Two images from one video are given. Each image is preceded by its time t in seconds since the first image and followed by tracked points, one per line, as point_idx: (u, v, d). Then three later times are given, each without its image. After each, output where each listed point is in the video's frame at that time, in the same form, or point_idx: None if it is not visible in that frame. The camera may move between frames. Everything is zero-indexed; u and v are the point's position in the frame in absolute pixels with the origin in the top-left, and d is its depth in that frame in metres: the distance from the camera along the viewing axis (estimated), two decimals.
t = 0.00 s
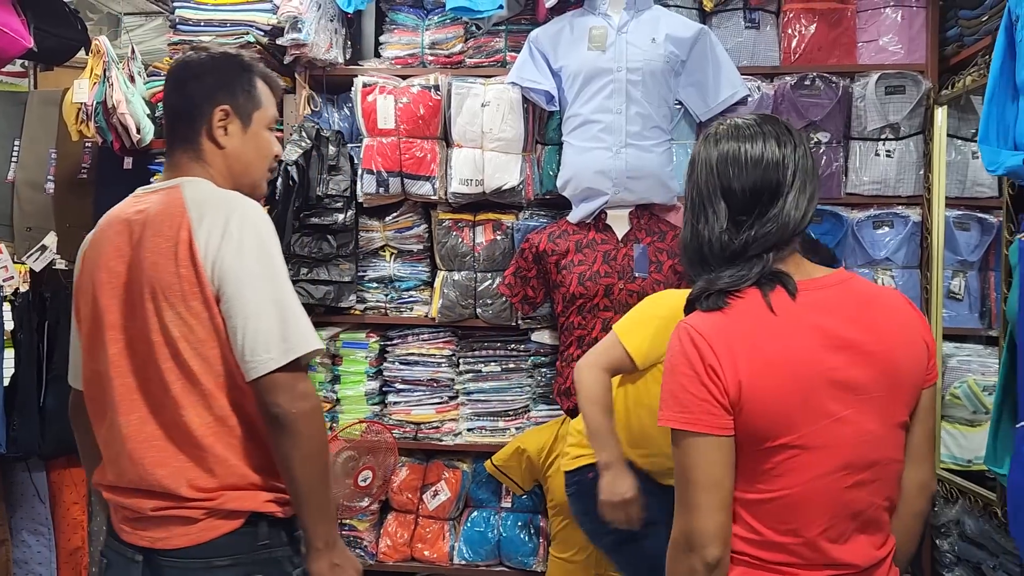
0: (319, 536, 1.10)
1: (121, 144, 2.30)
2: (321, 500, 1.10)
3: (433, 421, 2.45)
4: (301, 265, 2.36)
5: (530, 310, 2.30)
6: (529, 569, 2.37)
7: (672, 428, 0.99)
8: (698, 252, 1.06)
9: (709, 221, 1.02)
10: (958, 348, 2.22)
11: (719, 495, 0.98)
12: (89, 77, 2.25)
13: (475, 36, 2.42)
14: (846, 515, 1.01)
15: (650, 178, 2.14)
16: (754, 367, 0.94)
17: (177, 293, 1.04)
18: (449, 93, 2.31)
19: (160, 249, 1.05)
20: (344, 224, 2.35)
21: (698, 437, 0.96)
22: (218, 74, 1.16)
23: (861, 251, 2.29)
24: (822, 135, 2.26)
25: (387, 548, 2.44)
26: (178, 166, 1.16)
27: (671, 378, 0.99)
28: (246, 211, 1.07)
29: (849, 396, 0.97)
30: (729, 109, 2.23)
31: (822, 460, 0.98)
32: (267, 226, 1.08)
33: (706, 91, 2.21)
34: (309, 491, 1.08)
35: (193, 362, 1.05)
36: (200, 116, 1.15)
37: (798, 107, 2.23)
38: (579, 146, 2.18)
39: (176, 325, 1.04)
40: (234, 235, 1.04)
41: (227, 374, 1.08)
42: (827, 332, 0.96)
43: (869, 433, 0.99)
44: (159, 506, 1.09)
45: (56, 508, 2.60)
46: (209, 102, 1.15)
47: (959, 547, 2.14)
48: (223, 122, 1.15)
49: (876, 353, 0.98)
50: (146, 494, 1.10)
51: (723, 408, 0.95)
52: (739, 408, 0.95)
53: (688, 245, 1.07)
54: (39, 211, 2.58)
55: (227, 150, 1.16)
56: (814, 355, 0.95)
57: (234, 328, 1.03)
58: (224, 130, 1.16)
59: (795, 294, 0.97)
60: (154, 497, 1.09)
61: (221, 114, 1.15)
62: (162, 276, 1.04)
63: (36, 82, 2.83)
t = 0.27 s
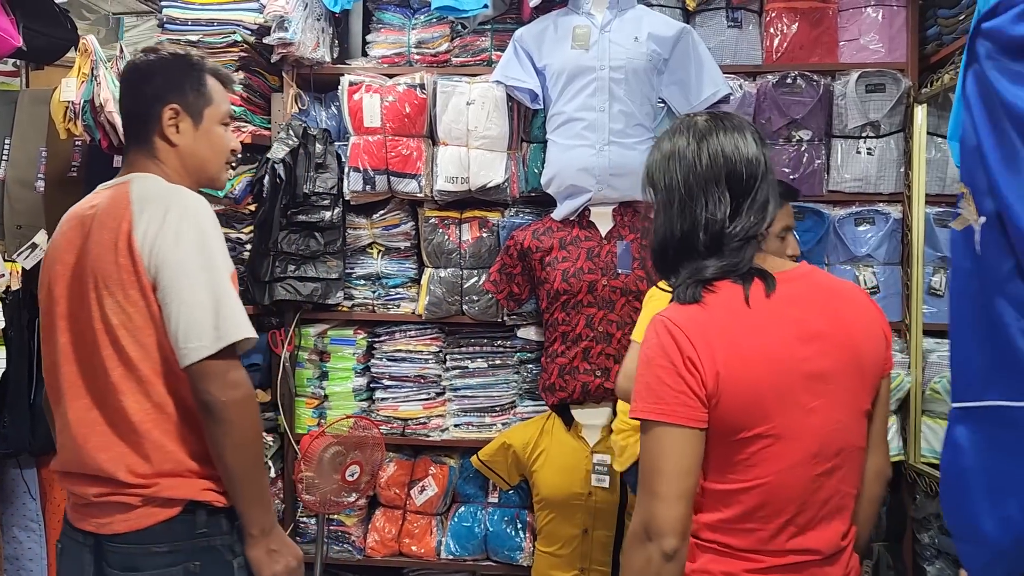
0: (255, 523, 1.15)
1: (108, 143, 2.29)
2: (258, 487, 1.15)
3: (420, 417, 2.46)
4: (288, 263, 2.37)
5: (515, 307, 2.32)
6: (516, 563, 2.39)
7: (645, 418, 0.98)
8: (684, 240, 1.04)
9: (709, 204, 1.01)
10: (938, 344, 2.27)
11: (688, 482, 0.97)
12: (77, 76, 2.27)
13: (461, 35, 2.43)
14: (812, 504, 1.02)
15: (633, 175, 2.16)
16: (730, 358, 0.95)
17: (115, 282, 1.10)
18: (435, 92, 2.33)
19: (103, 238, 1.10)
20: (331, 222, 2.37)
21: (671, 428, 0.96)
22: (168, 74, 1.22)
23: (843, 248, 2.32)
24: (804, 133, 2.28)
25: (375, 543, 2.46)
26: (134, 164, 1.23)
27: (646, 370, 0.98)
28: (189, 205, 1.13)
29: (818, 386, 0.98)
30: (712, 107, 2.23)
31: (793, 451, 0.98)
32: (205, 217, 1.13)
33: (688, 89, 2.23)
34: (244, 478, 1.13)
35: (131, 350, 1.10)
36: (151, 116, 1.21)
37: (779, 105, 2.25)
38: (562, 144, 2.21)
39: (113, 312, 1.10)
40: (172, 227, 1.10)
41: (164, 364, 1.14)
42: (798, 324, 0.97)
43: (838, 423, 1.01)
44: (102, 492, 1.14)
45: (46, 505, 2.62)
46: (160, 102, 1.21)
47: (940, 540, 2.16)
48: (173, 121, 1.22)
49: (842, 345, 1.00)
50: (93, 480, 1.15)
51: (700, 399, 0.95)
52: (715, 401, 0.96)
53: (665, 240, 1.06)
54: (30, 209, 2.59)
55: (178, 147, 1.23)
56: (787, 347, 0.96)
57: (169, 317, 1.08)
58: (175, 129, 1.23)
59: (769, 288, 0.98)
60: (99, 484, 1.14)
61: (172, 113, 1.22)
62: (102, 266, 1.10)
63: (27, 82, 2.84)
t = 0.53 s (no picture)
0: (221, 513, 1.16)
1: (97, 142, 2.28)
2: (220, 474, 1.15)
3: (410, 415, 2.48)
4: (277, 262, 2.39)
5: (504, 305, 2.34)
6: (505, 561, 2.40)
7: (642, 413, 0.97)
8: (665, 234, 1.03)
9: (692, 197, 1.01)
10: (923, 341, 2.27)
11: (688, 478, 0.95)
12: (68, 76, 2.29)
13: (450, 35, 2.45)
14: (794, 489, 1.04)
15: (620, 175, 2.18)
16: (728, 349, 0.95)
17: (78, 273, 1.14)
18: (424, 91, 2.35)
19: (70, 231, 1.15)
20: (321, 221, 2.39)
21: (671, 421, 0.95)
22: (133, 69, 1.25)
23: (829, 247, 2.33)
24: (790, 133, 2.30)
25: (365, 540, 2.48)
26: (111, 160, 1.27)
27: (644, 365, 0.97)
28: (150, 193, 1.16)
29: (804, 373, 1.00)
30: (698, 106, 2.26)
31: (780, 439, 1.00)
32: (166, 205, 1.15)
33: (675, 88, 2.25)
34: (204, 466, 1.13)
35: (98, 338, 1.15)
36: (119, 111, 1.24)
37: (765, 105, 2.27)
38: (549, 143, 2.22)
39: (78, 302, 1.14)
40: (128, 215, 1.12)
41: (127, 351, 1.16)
42: (782, 315, 0.99)
43: (820, 410, 1.02)
44: (77, 478, 1.18)
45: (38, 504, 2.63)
46: (127, 96, 1.24)
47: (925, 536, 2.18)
48: (140, 114, 1.25)
49: (820, 334, 1.02)
50: (69, 467, 1.19)
51: (700, 391, 0.95)
52: (713, 391, 0.96)
53: (646, 236, 1.05)
54: (23, 209, 2.61)
55: (148, 140, 1.26)
56: (775, 337, 0.97)
57: (125, 303, 1.10)
58: (144, 122, 1.25)
59: (755, 278, 1.00)
60: (75, 470, 1.18)
61: (139, 107, 1.25)
62: (67, 259, 1.15)
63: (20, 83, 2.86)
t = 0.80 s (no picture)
0: (221, 510, 1.17)
1: (100, 145, 2.33)
2: (220, 474, 1.17)
3: (408, 416, 2.49)
4: (277, 264, 2.41)
5: (501, 306, 2.36)
6: (503, 560, 2.41)
7: (640, 418, 0.99)
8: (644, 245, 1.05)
9: (666, 214, 1.01)
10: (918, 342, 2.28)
11: (690, 481, 0.98)
12: (70, 79, 2.31)
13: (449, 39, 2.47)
14: (787, 487, 1.06)
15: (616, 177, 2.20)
16: (724, 352, 0.97)
17: (83, 274, 1.17)
18: (422, 94, 2.36)
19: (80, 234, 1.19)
20: (320, 223, 2.41)
21: (670, 426, 0.97)
22: (130, 74, 1.28)
23: (824, 248, 2.35)
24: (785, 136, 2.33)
25: (364, 540, 2.49)
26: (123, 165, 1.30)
27: (641, 370, 0.99)
28: (152, 194, 1.18)
29: (795, 373, 1.01)
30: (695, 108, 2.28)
31: (773, 440, 1.01)
32: (169, 207, 1.17)
33: (671, 90, 2.27)
34: (204, 465, 1.15)
35: (101, 338, 1.18)
36: (123, 117, 1.27)
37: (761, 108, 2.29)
38: (546, 146, 2.24)
39: (84, 303, 1.18)
40: (131, 217, 1.15)
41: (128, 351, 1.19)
42: (776, 317, 1.00)
43: (813, 410, 1.04)
44: (84, 476, 1.20)
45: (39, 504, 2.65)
46: (127, 102, 1.27)
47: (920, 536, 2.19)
48: (143, 117, 1.27)
49: (812, 335, 1.03)
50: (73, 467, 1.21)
51: (697, 395, 0.97)
52: (707, 394, 0.97)
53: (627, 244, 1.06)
54: (25, 211, 2.63)
55: (154, 143, 1.29)
56: (769, 339, 0.99)
57: (126, 302, 1.12)
58: (147, 125, 1.28)
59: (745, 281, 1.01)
60: (84, 468, 1.20)
61: (140, 111, 1.27)
62: (75, 261, 1.18)
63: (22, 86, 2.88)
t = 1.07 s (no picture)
0: (252, 528, 1.19)
1: (113, 153, 2.38)
2: (257, 492, 1.19)
3: (417, 421, 2.52)
4: (287, 270, 2.43)
5: (509, 313, 2.37)
6: (511, 565, 2.43)
7: (627, 428, 1.04)
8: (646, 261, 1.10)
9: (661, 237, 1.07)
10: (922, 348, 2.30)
11: (667, 490, 1.03)
12: (83, 89, 2.33)
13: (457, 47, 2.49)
14: (795, 503, 1.07)
15: (623, 185, 2.22)
16: (709, 368, 1.00)
17: (136, 291, 1.19)
18: (431, 103, 2.39)
19: (132, 249, 1.20)
20: (329, 230, 2.43)
21: (655, 438, 1.02)
22: (174, 88, 1.29)
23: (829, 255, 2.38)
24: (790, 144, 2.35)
25: (372, 545, 2.51)
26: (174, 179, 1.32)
27: (630, 383, 1.04)
28: (203, 211, 1.18)
29: (794, 389, 1.03)
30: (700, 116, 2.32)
31: (772, 452, 1.03)
32: (222, 228, 1.18)
33: (678, 99, 2.30)
34: (243, 484, 1.17)
35: (152, 352, 1.20)
36: (172, 131, 1.29)
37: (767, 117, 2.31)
38: (554, 154, 2.26)
39: (136, 318, 1.19)
40: (183, 234, 1.15)
41: (178, 366, 1.21)
42: (772, 332, 1.02)
43: (815, 423, 1.05)
44: (132, 485, 1.23)
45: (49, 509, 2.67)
46: (174, 116, 1.29)
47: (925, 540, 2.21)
48: (190, 130, 1.29)
49: (815, 350, 1.04)
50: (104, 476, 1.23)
51: (680, 409, 1.00)
52: (694, 408, 1.01)
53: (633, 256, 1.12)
54: (36, 218, 2.65)
55: (202, 155, 1.31)
56: (763, 353, 1.01)
57: (178, 320, 1.14)
58: (194, 137, 1.30)
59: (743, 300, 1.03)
60: (132, 477, 1.23)
61: (188, 124, 1.29)
62: (128, 276, 1.20)
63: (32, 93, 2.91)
